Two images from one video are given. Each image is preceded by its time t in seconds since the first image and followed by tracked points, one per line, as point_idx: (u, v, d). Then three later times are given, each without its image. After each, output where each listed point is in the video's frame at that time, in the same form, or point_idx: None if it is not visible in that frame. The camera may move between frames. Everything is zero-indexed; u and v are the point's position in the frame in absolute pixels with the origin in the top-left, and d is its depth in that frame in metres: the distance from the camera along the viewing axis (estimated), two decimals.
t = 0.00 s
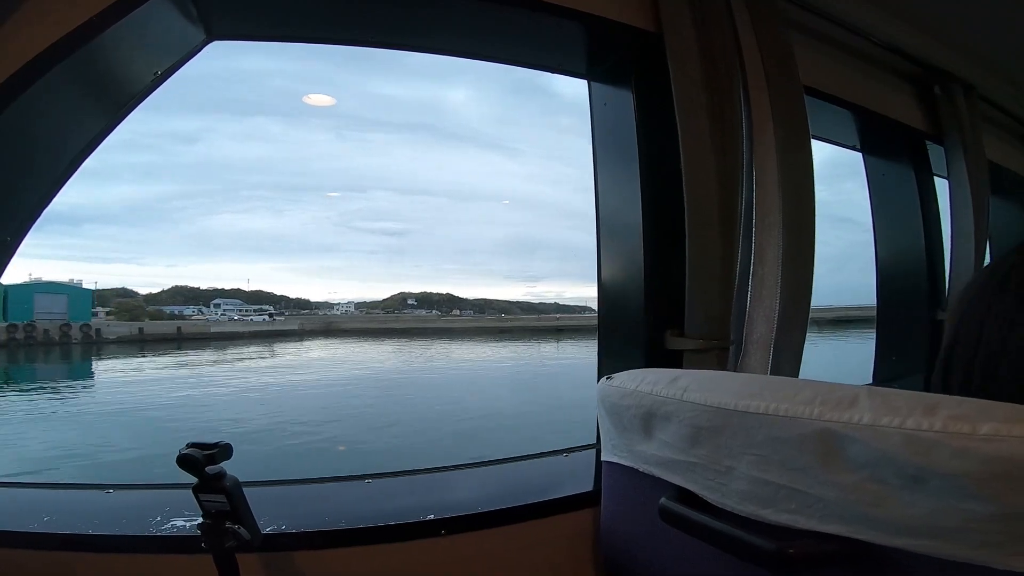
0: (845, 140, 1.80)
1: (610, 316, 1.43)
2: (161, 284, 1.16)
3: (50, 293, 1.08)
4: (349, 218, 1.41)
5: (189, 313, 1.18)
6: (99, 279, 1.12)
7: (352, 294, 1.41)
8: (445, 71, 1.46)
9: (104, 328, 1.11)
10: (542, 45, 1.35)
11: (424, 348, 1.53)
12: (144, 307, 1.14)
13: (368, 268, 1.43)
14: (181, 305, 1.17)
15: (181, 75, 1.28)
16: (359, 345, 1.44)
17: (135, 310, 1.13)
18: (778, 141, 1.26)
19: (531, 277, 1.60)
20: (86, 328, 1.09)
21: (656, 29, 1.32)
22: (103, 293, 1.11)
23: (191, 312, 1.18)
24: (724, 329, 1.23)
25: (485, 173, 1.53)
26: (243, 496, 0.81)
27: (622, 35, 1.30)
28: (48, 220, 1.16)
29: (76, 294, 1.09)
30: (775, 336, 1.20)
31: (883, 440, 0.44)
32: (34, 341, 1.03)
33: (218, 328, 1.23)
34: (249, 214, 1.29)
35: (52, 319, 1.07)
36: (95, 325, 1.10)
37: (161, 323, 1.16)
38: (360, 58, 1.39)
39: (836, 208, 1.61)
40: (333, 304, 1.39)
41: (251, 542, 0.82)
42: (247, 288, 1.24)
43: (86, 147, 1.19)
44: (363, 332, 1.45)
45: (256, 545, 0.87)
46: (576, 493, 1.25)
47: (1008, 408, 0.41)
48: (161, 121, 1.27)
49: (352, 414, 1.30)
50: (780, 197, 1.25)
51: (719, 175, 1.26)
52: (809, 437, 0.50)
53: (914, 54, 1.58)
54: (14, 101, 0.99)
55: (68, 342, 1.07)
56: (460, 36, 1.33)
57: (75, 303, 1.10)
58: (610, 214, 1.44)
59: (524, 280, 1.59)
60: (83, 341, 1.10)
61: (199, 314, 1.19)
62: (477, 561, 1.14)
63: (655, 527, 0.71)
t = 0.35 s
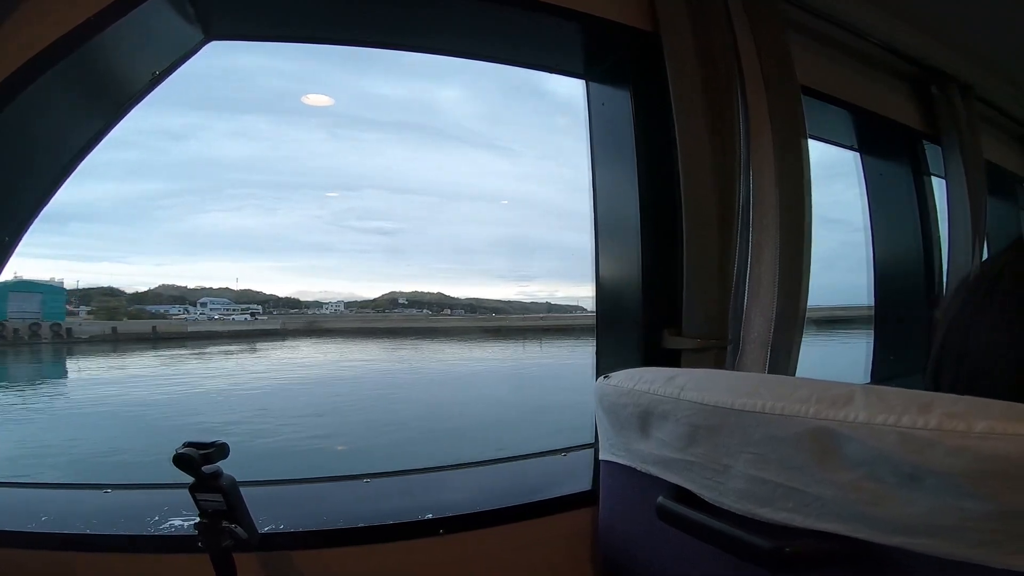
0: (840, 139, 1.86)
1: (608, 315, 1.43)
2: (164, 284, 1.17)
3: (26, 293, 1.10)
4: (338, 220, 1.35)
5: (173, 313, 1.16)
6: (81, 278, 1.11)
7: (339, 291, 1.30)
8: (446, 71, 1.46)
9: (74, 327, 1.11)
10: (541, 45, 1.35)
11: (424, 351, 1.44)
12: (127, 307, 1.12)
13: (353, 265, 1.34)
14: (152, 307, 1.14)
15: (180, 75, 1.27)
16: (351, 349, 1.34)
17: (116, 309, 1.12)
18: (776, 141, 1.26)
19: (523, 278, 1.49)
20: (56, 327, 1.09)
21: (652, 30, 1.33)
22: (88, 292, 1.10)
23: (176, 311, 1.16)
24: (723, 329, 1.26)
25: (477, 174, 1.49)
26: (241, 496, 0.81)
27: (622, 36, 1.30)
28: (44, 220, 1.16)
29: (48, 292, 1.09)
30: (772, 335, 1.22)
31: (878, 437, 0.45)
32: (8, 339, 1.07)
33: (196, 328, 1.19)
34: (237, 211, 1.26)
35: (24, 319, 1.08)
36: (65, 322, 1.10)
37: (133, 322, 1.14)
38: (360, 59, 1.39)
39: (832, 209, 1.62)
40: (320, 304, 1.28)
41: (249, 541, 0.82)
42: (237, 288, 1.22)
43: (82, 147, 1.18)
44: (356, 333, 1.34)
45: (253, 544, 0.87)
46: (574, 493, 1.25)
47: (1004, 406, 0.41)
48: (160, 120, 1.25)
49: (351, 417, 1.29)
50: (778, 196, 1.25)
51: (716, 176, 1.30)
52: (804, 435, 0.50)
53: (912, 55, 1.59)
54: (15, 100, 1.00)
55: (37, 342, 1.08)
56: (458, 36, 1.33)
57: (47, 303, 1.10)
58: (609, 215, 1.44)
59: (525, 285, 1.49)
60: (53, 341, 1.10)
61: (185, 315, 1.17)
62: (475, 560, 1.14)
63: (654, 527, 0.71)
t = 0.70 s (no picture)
0: (837, 140, 1.88)
1: (607, 315, 1.44)
2: (164, 284, 1.18)
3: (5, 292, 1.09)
4: (330, 221, 1.36)
5: (161, 312, 1.18)
6: (60, 276, 1.10)
7: (336, 291, 1.31)
8: (446, 72, 1.47)
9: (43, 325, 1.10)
10: (541, 45, 1.35)
11: (417, 353, 1.45)
12: (113, 306, 1.13)
13: (346, 268, 1.34)
14: (132, 306, 1.15)
15: (182, 76, 1.27)
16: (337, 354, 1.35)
17: (101, 308, 1.12)
18: (775, 141, 1.26)
19: (518, 278, 1.54)
20: (26, 325, 1.08)
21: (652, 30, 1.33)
22: (71, 291, 1.10)
23: (162, 310, 1.18)
24: (723, 330, 1.26)
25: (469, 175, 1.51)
26: (240, 497, 0.81)
27: (621, 36, 1.30)
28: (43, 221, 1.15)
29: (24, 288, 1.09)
30: (770, 335, 1.22)
31: (876, 437, 0.45)
32: None
33: (172, 328, 1.21)
34: (230, 211, 1.26)
35: None
36: (32, 321, 1.08)
37: (110, 320, 1.14)
38: (360, 60, 1.40)
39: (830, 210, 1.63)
40: (310, 304, 1.28)
41: (248, 541, 0.82)
42: (224, 295, 1.21)
43: (83, 147, 1.18)
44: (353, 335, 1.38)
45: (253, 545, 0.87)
46: (573, 493, 1.26)
47: (1001, 405, 0.42)
48: (159, 120, 1.25)
49: (351, 417, 1.31)
50: (776, 196, 1.25)
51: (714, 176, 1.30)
52: (803, 434, 0.51)
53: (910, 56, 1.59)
54: (16, 98, 0.99)
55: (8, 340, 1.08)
56: (458, 36, 1.33)
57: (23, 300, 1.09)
58: (608, 214, 1.44)
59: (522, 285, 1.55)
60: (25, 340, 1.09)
61: (165, 313, 1.18)
62: (474, 560, 1.14)
63: (654, 526, 0.71)
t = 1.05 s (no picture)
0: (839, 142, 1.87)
1: (606, 316, 1.44)
2: (160, 284, 1.17)
3: None
4: (330, 221, 1.36)
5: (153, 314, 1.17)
6: (53, 278, 1.09)
7: (333, 292, 1.32)
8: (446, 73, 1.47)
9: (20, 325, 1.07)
10: (540, 46, 1.35)
11: (413, 357, 1.46)
12: (110, 308, 1.13)
13: (345, 268, 1.35)
14: (127, 309, 1.14)
15: (182, 76, 1.27)
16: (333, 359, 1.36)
17: (97, 311, 1.12)
18: (773, 142, 1.26)
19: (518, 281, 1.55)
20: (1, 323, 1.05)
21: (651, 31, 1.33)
22: (60, 290, 1.09)
23: (153, 312, 1.17)
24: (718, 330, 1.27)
25: (469, 175, 1.51)
26: (240, 497, 0.82)
27: (621, 36, 1.30)
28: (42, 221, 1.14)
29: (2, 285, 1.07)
30: (769, 335, 1.22)
31: (875, 437, 0.45)
32: None
33: (156, 330, 1.19)
34: (229, 211, 1.26)
35: None
36: (15, 323, 1.06)
37: (103, 322, 1.13)
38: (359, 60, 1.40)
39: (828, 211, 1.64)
40: (308, 306, 1.29)
41: (248, 542, 0.82)
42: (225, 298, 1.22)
43: (83, 147, 1.18)
44: (351, 337, 1.39)
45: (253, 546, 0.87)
46: (572, 493, 1.26)
47: (997, 405, 0.42)
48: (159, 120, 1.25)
49: (351, 417, 1.32)
50: (774, 196, 1.26)
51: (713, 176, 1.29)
52: (803, 434, 0.51)
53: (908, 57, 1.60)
54: (15, 99, 0.99)
55: None
56: (457, 35, 1.33)
57: None
58: (608, 215, 1.44)
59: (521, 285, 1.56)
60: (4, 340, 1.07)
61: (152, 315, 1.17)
62: (474, 559, 1.14)
63: (654, 525, 0.72)
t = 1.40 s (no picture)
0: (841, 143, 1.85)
1: (607, 316, 1.44)
2: (159, 286, 1.18)
3: None
4: (330, 221, 1.36)
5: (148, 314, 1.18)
6: (47, 279, 1.09)
7: (332, 293, 1.32)
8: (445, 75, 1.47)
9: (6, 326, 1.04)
10: (540, 46, 1.35)
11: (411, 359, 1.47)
12: (106, 310, 1.12)
13: (345, 270, 1.35)
14: (122, 310, 1.14)
15: (182, 78, 1.27)
16: (331, 361, 1.37)
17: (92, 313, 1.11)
18: (773, 142, 1.26)
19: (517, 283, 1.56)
20: None
21: (650, 31, 1.34)
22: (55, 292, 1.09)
23: (150, 314, 1.18)
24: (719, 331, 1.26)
25: (469, 176, 1.52)
26: (243, 500, 0.81)
27: (620, 36, 1.31)
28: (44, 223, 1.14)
29: None
30: (769, 335, 1.22)
31: (876, 437, 0.45)
32: None
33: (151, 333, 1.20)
34: (229, 212, 1.26)
35: None
36: (3, 325, 1.03)
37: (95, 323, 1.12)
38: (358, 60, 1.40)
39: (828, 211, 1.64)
40: (308, 308, 1.29)
41: (252, 545, 0.82)
42: (222, 300, 1.22)
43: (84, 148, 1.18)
44: (352, 339, 1.40)
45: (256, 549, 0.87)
46: (574, 494, 1.26)
47: (998, 405, 0.42)
48: (157, 121, 1.25)
49: (352, 419, 1.32)
50: (774, 196, 1.26)
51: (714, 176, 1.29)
52: (805, 435, 0.51)
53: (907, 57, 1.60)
54: (15, 101, 0.99)
55: None
56: (457, 36, 1.33)
57: None
58: (608, 215, 1.44)
59: (520, 286, 1.58)
60: None
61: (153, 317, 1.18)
62: (476, 560, 1.14)
63: (655, 526, 0.72)
